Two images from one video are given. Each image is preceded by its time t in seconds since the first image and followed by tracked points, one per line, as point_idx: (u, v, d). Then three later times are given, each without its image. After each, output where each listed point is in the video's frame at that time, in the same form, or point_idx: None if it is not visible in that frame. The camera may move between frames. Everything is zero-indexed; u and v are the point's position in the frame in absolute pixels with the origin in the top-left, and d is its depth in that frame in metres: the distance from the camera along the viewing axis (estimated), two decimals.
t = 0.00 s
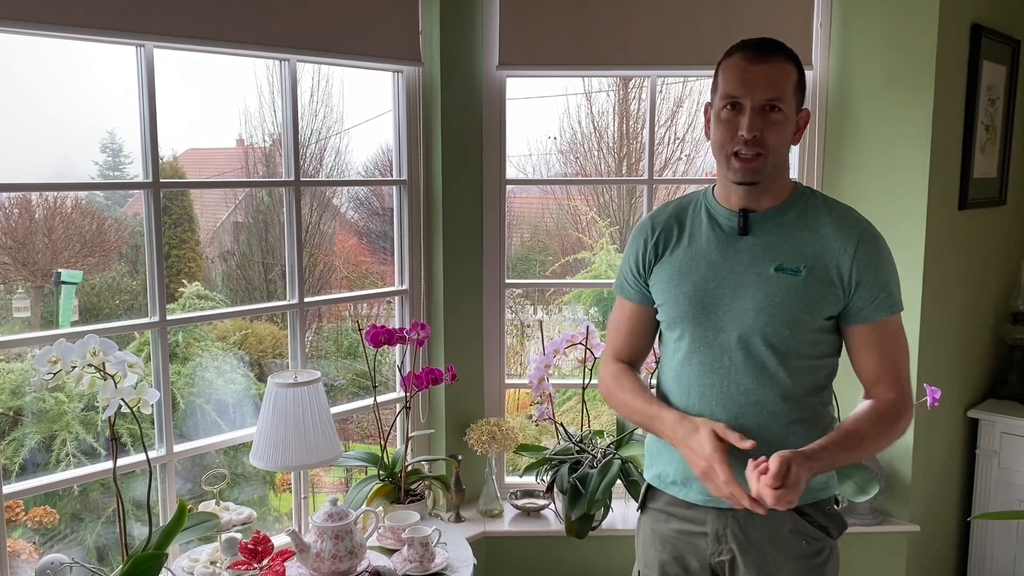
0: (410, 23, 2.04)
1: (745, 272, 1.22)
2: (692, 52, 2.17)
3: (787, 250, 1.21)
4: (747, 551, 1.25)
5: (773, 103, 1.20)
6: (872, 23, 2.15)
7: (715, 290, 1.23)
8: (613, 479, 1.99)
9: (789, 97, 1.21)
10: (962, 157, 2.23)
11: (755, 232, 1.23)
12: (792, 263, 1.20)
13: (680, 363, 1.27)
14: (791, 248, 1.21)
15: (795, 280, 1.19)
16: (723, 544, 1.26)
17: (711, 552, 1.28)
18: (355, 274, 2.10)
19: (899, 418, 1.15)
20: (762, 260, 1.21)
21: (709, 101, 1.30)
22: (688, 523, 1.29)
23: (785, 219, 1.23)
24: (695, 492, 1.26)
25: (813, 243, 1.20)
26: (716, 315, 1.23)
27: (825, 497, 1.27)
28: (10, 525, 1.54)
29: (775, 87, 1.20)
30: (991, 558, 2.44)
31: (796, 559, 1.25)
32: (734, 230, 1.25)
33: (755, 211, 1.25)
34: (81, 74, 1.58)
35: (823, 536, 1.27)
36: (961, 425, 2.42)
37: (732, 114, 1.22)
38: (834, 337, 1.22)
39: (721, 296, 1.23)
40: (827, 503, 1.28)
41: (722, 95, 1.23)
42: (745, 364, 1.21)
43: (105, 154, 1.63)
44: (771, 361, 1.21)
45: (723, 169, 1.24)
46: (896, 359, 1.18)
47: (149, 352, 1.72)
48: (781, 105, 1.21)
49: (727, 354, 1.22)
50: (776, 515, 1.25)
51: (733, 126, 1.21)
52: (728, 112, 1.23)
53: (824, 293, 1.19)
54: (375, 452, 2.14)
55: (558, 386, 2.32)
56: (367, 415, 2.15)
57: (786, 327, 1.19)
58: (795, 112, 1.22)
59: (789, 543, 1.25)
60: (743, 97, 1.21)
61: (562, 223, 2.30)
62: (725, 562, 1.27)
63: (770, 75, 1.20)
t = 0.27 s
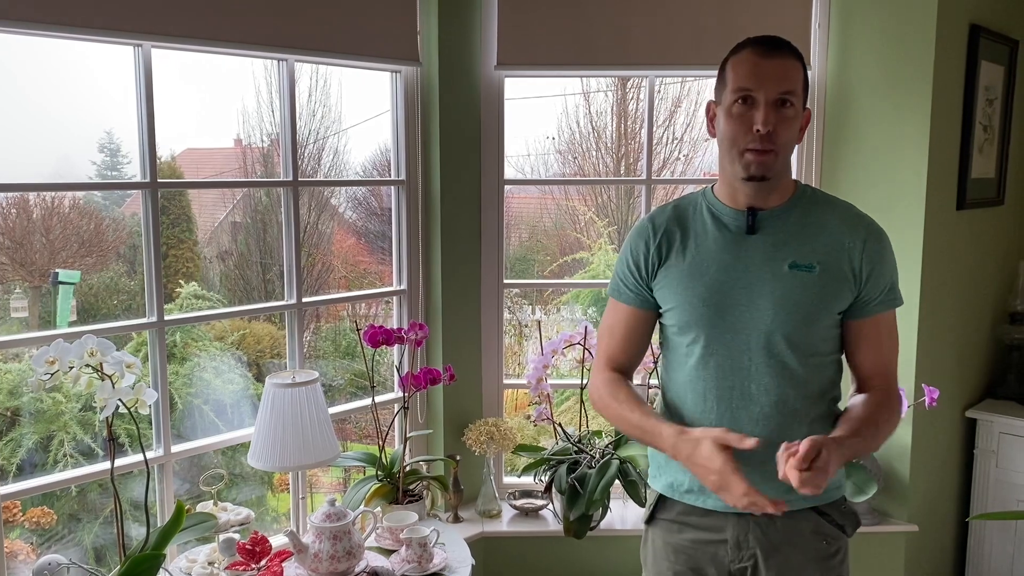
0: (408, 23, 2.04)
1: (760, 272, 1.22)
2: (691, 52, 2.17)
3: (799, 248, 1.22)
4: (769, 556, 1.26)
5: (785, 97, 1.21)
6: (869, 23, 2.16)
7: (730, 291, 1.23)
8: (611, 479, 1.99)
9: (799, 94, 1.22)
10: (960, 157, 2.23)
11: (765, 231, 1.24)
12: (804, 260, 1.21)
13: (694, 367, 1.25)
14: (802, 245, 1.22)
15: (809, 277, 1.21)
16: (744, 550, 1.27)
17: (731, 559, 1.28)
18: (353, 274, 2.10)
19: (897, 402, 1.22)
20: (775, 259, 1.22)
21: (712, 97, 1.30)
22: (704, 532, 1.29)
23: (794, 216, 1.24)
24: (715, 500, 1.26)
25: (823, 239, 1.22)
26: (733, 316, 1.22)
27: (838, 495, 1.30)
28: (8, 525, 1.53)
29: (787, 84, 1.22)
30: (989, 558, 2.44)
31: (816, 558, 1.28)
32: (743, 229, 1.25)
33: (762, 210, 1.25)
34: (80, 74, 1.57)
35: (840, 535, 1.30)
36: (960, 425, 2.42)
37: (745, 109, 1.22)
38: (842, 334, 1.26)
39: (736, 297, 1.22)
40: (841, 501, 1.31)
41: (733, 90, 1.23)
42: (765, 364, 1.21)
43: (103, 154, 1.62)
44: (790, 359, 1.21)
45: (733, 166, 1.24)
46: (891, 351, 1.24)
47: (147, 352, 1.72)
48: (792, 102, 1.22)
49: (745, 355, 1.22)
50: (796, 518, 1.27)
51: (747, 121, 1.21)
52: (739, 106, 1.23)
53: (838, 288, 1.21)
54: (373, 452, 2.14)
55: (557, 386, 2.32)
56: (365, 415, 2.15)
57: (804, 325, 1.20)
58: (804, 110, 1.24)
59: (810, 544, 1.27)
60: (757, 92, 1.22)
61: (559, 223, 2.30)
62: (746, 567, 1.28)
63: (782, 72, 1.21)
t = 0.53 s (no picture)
0: (406, 23, 2.04)
1: (768, 269, 1.22)
2: (688, 52, 2.17)
3: (805, 246, 1.23)
4: (773, 557, 1.26)
5: (794, 94, 1.23)
6: (867, 22, 2.16)
7: (737, 289, 1.23)
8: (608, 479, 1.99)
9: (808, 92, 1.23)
10: (957, 157, 2.23)
11: (771, 229, 1.24)
12: (811, 258, 1.22)
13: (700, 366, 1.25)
14: (809, 243, 1.23)
15: (817, 274, 1.21)
16: (747, 552, 1.27)
17: (734, 561, 1.28)
18: (351, 274, 2.10)
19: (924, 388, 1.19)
20: (782, 257, 1.22)
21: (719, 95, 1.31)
22: (707, 535, 1.29)
23: (800, 214, 1.25)
24: (720, 500, 1.25)
25: (829, 237, 1.23)
26: (741, 314, 1.22)
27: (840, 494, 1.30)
28: (4, 526, 1.53)
29: (796, 82, 1.23)
30: (986, 557, 2.45)
31: (818, 557, 1.29)
32: (750, 228, 1.25)
33: (769, 208, 1.25)
34: (77, 74, 1.57)
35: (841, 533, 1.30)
36: (957, 425, 2.43)
37: (755, 106, 1.23)
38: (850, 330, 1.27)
39: (744, 295, 1.22)
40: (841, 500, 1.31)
41: (743, 88, 1.24)
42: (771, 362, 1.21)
43: (100, 153, 1.62)
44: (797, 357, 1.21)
45: (742, 164, 1.24)
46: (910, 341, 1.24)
47: (143, 352, 1.72)
48: (801, 100, 1.23)
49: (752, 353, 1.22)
50: (800, 519, 1.26)
51: (756, 118, 1.22)
52: (749, 104, 1.24)
53: (845, 284, 1.22)
54: (370, 452, 2.14)
55: (554, 386, 2.32)
56: (362, 415, 2.15)
57: (813, 321, 1.21)
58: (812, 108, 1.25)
59: (813, 544, 1.28)
60: (767, 89, 1.22)
61: (557, 223, 2.30)
62: (749, 568, 1.28)
63: (791, 70, 1.23)
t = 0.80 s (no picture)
0: (402, 22, 2.04)
1: (762, 272, 1.22)
2: (684, 52, 2.18)
3: (801, 249, 1.22)
4: (762, 557, 1.26)
5: (785, 99, 1.21)
6: (864, 22, 2.16)
7: (731, 291, 1.23)
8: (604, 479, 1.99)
9: (801, 94, 1.22)
10: (953, 157, 2.24)
11: (767, 231, 1.24)
12: (807, 262, 1.22)
13: (693, 366, 1.25)
14: (804, 247, 1.23)
15: (812, 279, 1.21)
16: (737, 552, 1.27)
17: (724, 561, 1.28)
18: (347, 274, 2.09)
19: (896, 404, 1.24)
20: (777, 260, 1.22)
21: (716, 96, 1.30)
22: (697, 533, 1.29)
23: (796, 217, 1.25)
24: (710, 500, 1.26)
25: (826, 241, 1.23)
26: (734, 316, 1.22)
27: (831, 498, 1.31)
28: None
29: (788, 85, 1.21)
30: (981, 557, 2.45)
31: (808, 560, 1.29)
32: (745, 229, 1.25)
33: (765, 210, 1.25)
34: (73, 73, 1.57)
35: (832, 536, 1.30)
36: (952, 424, 2.43)
37: (745, 111, 1.22)
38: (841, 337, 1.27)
39: (737, 296, 1.22)
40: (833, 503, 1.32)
41: (734, 93, 1.23)
42: (763, 365, 1.22)
43: (96, 153, 1.62)
44: (789, 361, 1.21)
45: (734, 168, 1.24)
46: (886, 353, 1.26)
47: (139, 352, 1.71)
48: (793, 103, 1.21)
49: (745, 355, 1.22)
50: (790, 520, 1.27)
51: (746, 124, 1.22)
52: (739, 109, 1.23)
53: (840, 291, 1.22)
54: (367, 452, 2.14)
55: (551, 386, 2.32)
56: (358, 415, 2.15)
57: (806, 326, 1.21)
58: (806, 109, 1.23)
59: (803, 546, 1.28)
60: (757, 94, 1.22)
61: (553, 222, 2.30)
62: (739, 568, 1.28)
63: (782, 73, 1.21)
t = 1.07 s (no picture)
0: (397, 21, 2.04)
1: (742, 272, 1.23)
2: (679, 51, 2.18)
3: (785, 250, 1.22)
4: (739, 556, 1.26)
5: (755, 99, 1.20)
6: (858, 21, 2.16)
7: (711, 291, 1.25)
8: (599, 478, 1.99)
9: (774, 93, 1.20)
10: (947, 156, 2.24)
11: (752, 231, 1.24)
12: (790, 263, 1.21)
13: (677, 362, 1.28)
14: (789, 248, 1.21)
15: (793, 280, 1.20)
16: (714, 548, 1.28)
17: (702, 555, 1.29)
18: (343, 273, 2.09)
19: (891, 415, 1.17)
20: (759, 262, 1.22)
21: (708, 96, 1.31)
22: (679, 526, 1.31)
23: (783, 217, 1.24)
24: (687, 494, 1.28)
25: (812, 242, 1.21)
26: (714, 316, 1.24)
27: (819, 502, 1.28)
28: None
29: (758, 85, 1.20)
30: (975, 555, 2.45)
31: (788, 563, 1.27)
32: (731, 229, 1.25)
33: (751, 210, 1.25)
34: (68, 72, 1.57)
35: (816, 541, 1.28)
36: (946, 424, 2.43)
37: (717, 113, 1.22)
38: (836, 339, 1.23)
39: (717, 297, 1.24)
40: (821, 508, 1.29)
41: (709, 94, 1.24)
42: (743, 365, 1.22)
43: (92, 152, 1.62)
44: (768, 362, 1.21)
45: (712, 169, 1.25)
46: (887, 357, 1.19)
47: (133, 352, 1.71)
48: (765, 103, 1.20)
49: (725, 355, 1.23)
50: (768, 521, 1.26)
51: (716, 125, 1.22)
52: (712, 110, 1.24)
53: (822, 292, 1.20)
54: (362, 452, 2.13)
55: (546, 386, 2.32)
56: (353, 415, 2.14)
57: (784, 328, 1.20)
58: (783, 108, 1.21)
59: (782, 548, 1.26)
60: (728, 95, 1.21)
61: (549, 222, 2.30)
62: (717, 565, 1.28)
63: (753, 73, 1.20)
